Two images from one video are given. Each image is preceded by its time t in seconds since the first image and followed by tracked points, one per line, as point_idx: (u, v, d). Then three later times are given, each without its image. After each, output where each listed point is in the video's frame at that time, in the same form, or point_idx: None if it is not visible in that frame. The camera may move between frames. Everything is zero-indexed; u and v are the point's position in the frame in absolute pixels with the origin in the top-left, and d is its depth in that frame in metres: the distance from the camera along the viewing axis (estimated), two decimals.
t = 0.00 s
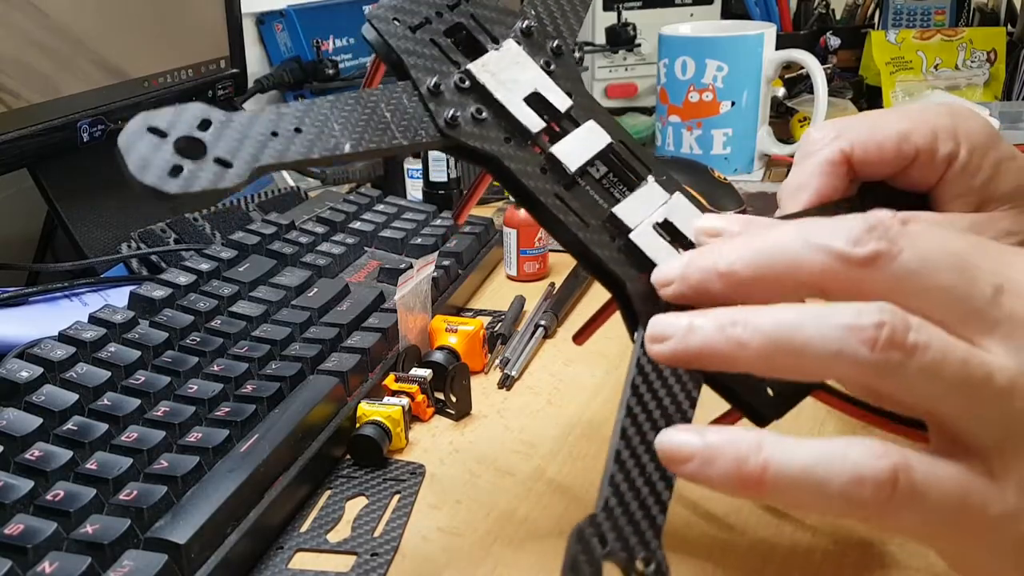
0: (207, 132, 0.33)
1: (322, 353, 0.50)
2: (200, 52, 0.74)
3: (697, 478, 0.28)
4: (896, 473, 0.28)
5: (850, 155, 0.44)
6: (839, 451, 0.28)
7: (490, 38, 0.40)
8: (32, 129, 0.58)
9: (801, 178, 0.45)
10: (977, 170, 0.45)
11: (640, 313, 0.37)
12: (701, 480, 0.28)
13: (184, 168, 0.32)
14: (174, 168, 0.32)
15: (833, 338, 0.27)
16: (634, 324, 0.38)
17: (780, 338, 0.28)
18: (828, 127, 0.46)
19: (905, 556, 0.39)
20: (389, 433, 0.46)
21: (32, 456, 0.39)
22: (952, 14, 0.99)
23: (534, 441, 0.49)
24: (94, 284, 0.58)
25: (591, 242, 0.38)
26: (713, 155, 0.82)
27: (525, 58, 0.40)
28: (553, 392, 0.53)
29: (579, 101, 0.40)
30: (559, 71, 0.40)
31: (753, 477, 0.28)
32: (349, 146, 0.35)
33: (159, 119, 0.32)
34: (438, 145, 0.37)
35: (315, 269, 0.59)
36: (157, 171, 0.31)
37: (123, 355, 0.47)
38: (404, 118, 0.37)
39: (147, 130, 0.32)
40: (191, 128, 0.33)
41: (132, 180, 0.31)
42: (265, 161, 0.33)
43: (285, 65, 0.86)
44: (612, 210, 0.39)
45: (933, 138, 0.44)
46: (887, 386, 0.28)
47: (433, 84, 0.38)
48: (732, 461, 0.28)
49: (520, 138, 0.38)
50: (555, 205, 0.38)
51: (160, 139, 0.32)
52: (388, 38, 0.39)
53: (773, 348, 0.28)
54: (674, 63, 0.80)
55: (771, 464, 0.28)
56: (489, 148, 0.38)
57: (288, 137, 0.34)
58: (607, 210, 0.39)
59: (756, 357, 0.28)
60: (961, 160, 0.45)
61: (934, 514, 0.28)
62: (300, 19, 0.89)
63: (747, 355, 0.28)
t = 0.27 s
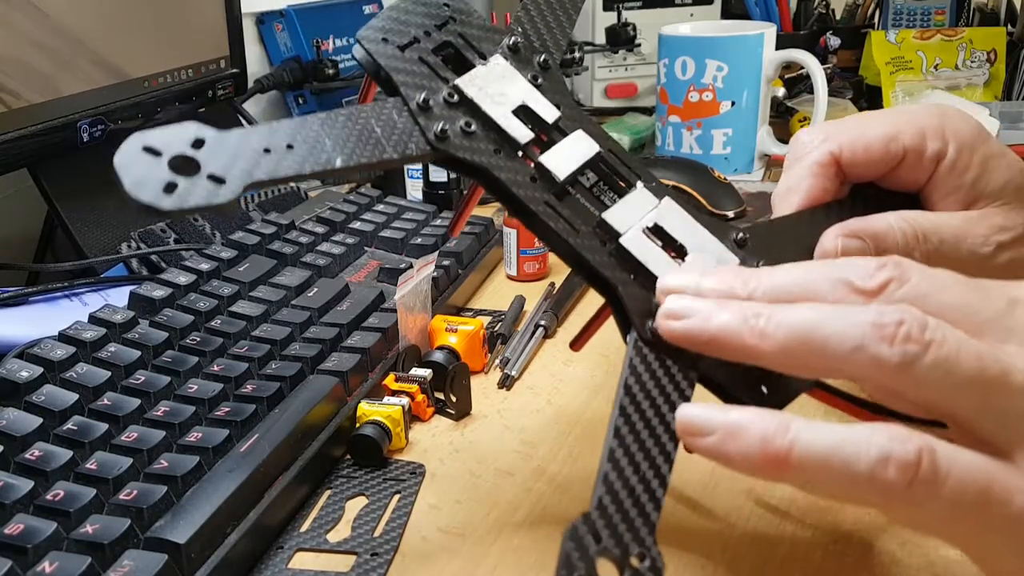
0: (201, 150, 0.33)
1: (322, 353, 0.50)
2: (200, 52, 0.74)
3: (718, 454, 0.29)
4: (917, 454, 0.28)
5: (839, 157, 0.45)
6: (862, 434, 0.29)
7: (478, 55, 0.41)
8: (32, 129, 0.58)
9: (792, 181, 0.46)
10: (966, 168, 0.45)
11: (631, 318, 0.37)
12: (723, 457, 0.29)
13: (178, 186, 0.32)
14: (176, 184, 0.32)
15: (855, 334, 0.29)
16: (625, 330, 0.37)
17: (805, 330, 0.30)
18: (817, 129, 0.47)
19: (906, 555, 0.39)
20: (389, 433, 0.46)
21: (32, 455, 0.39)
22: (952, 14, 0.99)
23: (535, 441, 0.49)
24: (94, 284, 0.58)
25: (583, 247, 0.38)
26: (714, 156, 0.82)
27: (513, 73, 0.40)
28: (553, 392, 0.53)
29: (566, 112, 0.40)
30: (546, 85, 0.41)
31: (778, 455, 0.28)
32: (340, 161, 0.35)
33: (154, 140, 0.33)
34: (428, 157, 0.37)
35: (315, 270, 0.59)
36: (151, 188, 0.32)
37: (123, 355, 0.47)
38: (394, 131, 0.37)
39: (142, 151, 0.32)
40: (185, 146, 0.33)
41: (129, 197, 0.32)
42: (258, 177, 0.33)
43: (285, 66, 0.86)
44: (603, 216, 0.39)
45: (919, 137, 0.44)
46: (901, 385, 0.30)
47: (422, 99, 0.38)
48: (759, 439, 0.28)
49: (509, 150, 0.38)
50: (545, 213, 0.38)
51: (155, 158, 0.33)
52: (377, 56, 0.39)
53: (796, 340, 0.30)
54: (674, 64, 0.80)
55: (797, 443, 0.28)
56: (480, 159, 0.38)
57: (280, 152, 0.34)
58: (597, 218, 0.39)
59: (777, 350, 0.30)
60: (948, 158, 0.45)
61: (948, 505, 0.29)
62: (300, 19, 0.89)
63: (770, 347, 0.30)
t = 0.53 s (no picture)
0: (200, 154, 0.33)
1: (322, 353, 0.50)
2: (200, 52, 0.74)
3: (709, 489, 0.29)
4: (901, 498, 0.27)
5: (836, 156, 0.45)
6: (853, 474, 0.28)
7: (475, 57, 0.41)
8: (31, 129, 0.58)
9: (789, 180, 0.46)
10: (962, 167, 0.45)
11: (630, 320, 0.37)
12: (712, 492, 0.29)
13: (179, 189, 0.32)
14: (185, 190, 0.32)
15: (844, 371, 0.29)
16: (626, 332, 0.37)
17: (795, 365, 0.29)
18: (815, 129, 0.47)
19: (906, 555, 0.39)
20: (389, 433, 0.46)
21: (32, 455, 0.39)
22: (952, 14, 0.99)
23: (535, 441, 0.49)
24: (94, 284, 0.58)
25: (583, 249, 0.38)
26: (714, 155, 0.82)
27: (510, 74, 0.40)
28: (553, 392, 0.53)
29: (563, 114, 0.40)
30: (544, 86, 0.41)
31: (765, 494, 0.28)
32: (340, 163, 0.35)
33: (153, 144, 0.33)
34: (427, 161, 0.37)
35: (315, 270, 0.59)
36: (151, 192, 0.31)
37: (123, 355, 0.47)
38: (393, 134, 0.37)
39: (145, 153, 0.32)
40: (184, 150, 0.33)
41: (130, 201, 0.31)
42: (258, 180, 0.33)
43: (285, 66, 0.86)
44: (602, 217, 0.38)
45: (916, 136, 0.44)
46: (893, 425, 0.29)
47: (421, 102, 0.38)
48: (748, 476, 0.28)
49: (508, 151, 0.39)
50: (543, 214, 0.38)
51: (155, 163, 0.32)
52: (374, 59, 0.39)
53: (786, 376, 0.29)
54: (674, 64, 0.80)
55: (785, 483, 0.28)
56: (478, 161, 0.38)
57: (279, 156, 0.35)
58: (597, 219, 0.38)
59: (767, 383, 0.29)
60: (945, 157, 0.44)
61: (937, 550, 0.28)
62: (300, 19, 0.89)
63: (760, 379, 0.30)
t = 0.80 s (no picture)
0: (221, 122, 0.34)
1: (322, 353, 0.50)
2: (200, 52, 0.74)
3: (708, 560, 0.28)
4: None
5: (839, 129, 0.45)
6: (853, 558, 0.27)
7: (481, 32, 0.40)
8: (32, 129, 0.58)
9: (792, 154, 0.45)
10: (959, 139, 0.46)
11: (658, 289, 0.38)
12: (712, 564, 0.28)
13: (198, 155, 0.33)
14: (207, 156, 0.33)
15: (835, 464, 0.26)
16: (654, 299, 0.38)
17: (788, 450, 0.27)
18: (815, 105, 0.47)
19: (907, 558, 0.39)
20: (389, 433, 0.46)
21: (32, 456, 0.39)
22: (952, 14, 0.99)
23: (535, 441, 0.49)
24: (94, 284, 0.58)
25: (597, 216, 0.38)
26: (714, 156, 0.82)
27: (518, 49, 0.39)
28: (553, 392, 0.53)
29: (574, 87, 0.40)
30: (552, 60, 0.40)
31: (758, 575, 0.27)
32: (357, 132, 0.35)
33: (172, 112, 0.34)
34: (440, 133, 0.37)
35: (315, 270, 0.59)
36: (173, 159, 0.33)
37: (123, 355, 0.47)
38: (404, 106, 0.37)
39: (181, 127, 0.34)
40: (205, 119, 0.34)
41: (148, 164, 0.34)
42: (277, 146, 0.34)
43: (285, 66, 0.86)
44: (616, 188, 0.38)
45: (915, 109, 0.45)
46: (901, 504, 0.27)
47: (431, 75, 0.38)
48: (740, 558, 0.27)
49: (521, 122, 0.38)
50: (565, 187, 0.38)
51: (174, 131, 0.34)
52: (384, 34, 0.39)
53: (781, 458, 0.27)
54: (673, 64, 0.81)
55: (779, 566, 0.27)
56: (494, 134, 0.38)
57: (295, 125, 0.34)
58: (611, 189, 0.38)
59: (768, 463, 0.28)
60: (942, 129, 0.45)
61: None
62: (300, 19, 0.89)
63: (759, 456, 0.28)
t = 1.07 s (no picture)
0: (357, 237, 0.27)
1: (321, 353, 0.50)
2: (200, 52, 0.74)
3: None
4: None
5: (862, 95, 0.43)
6: None
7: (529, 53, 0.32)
8: (32, 129, 0.58)
9: (815, 124, 0.43)
10: (965, 90, 0.46)
11: (766, 330, 0.33)
12: None
13: (356, 293, 0.27)
14: (342, 299, 0.27)
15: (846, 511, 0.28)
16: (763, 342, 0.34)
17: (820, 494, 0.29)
18: (830, 71, 0.47)
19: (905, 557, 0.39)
20: (389, 433, 0.46)
21: (32, 455, 0.39)
22: (952, 14, 0.99)
23: (535, 440, 0.49)
24: (94, 284, 0.58)
25: (708, 253, 0.31)
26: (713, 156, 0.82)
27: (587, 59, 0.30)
28: (553, 391, 0.53)
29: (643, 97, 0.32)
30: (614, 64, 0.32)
31: None
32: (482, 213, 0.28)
33: (311, 246, 0.26)
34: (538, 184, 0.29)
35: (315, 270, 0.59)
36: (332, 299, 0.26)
37: (123, 355, 0.47)
38: (507, 160, 0.28)
39: (308, 259, 0.27)
40: (341, 241, 0.27)
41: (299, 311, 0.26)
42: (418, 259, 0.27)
43: (285, 65, 0.86)
44: (712, 214, 0.31)
45: (926, 67, 0.44)
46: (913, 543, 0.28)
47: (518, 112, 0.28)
48: None
49: (609, 152, 0.30)
50: (662, 222, 0.30)
51: (321, 268, 0.26)
52: None
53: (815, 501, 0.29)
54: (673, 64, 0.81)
55: None
56: (589, 174, 0.29)
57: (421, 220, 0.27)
58: (711, 222, 0.31)
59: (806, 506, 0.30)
60: (950, 82, 0.45)
61: None
62: (300, 19, 0.88)
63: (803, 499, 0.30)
